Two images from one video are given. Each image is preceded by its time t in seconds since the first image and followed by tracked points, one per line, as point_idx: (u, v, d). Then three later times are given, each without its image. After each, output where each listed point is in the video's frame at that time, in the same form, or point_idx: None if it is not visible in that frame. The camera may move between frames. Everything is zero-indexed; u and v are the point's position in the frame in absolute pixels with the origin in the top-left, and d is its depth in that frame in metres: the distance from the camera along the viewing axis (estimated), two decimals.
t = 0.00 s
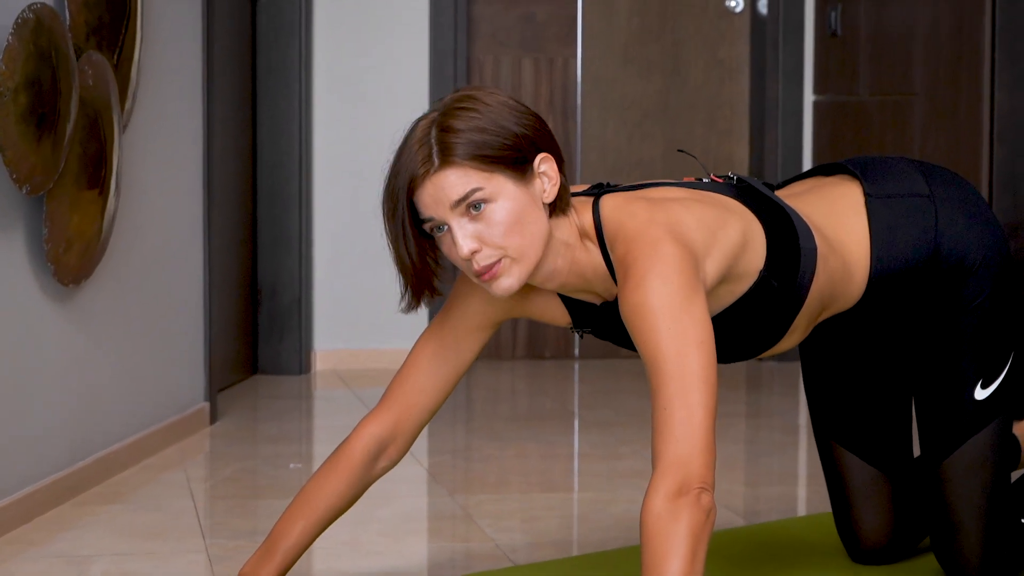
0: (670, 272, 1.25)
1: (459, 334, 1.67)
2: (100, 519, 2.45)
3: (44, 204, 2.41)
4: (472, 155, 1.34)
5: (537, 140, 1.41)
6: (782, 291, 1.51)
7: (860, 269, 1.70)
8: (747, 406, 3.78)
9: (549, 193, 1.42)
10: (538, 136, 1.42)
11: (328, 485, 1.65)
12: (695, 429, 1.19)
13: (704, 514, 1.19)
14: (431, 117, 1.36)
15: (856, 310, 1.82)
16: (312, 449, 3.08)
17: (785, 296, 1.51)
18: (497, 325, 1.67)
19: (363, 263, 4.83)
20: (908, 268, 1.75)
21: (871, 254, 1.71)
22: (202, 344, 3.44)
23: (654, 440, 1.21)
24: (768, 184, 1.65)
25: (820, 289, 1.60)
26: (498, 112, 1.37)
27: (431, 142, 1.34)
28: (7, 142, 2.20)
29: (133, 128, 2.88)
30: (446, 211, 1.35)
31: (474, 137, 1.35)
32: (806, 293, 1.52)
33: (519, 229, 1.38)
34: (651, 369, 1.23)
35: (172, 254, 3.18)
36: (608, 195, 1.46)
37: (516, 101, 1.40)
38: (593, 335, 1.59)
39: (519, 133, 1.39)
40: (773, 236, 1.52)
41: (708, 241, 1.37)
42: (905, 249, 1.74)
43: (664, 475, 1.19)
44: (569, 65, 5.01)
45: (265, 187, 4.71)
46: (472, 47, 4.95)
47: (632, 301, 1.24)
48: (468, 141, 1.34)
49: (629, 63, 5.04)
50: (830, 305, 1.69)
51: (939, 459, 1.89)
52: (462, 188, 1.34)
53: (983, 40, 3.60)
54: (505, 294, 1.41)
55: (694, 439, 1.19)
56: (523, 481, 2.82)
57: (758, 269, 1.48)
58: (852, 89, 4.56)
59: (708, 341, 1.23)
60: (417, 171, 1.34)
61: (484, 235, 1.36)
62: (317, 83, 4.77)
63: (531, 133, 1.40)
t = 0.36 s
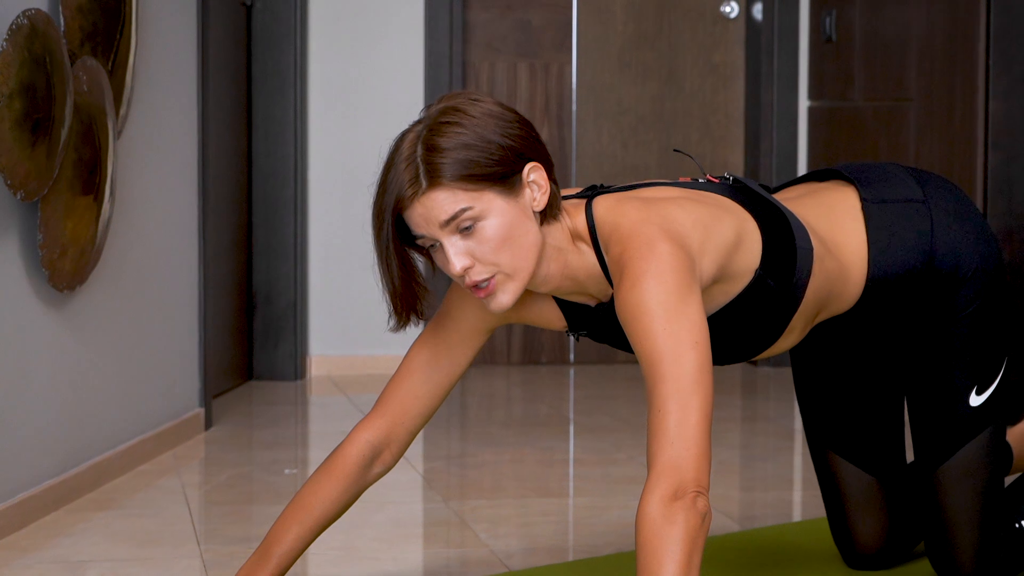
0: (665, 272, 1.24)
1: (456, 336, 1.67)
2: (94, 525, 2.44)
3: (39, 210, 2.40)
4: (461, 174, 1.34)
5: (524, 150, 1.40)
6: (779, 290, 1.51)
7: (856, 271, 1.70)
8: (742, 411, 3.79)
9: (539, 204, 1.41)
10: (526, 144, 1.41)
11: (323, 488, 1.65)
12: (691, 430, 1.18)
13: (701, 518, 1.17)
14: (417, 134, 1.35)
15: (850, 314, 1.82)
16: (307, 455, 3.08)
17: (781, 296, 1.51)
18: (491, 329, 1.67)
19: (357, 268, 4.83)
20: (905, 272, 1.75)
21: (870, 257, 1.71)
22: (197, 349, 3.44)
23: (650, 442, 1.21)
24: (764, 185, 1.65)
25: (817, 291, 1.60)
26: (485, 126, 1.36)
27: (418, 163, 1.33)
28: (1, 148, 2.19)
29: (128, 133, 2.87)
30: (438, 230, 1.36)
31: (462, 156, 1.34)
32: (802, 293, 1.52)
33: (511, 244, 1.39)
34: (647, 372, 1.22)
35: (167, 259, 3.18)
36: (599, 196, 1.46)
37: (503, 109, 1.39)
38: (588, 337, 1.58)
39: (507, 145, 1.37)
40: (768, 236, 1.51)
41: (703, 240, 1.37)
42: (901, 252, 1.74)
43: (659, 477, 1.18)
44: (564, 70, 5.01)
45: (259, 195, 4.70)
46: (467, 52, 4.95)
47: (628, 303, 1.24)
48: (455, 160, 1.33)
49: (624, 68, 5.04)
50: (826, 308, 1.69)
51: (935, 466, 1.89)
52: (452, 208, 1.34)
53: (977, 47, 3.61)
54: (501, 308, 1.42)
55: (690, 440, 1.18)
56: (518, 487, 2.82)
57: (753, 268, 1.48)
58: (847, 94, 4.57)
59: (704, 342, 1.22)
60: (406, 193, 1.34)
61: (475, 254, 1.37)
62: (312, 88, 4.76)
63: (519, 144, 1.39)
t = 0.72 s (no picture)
0: (669, 284, 1.25)
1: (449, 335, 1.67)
2: (92, 526, 2.45)
3: (36, 210, 2.40)
4: (457, 204, 1.33)
5: (517, 173, 1.39)
6: (773, 300, 1.51)
7: (847, 274, 1.70)
8: (740, 411, 3.79)
9: (535, 229, 1.41)
10: (519, 165, 1.40)
11: (310, 485, 1.63)
12: (717, 433, 1.18)
13: (733, 520, 1.17)
14: (411, 164, 1.34)
15: (842, 319, 1.82)
16: (305, 456, 3.08)
17: (775, 305, 1.51)
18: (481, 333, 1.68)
19: (355, 267, 4.83)
20: (895, 274, 1.75)
21: (859, 258, 1.71)
22: (195, 350, 3.44)
23: (673, 448, 1.20)
24: (752, 188, 1.65)
25: (809, 295, 1.60)
26: (477, 153, 1.35)
27: (414, 194, 1.32)
28: None
29: (126, 134, 2.87)
30: (437, 261, 1.35)
31: (457, 185, 1.33)
32: (795, 298, 1.52)
33: (510, 270, 1.39)
34: (662, 381, 1.22)
35: (165, 260, 3.18)
36: (595, 212, 1.46)
37: (494, 130, 1.37)
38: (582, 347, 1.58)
39: (500, 170, 1.37)
40: (761, 243, 1.51)
41: (701, 252, 1.37)
42: (891, 254, 1.74)
43: (692, 480, 1.17)
44: (562, 70, 5.01)
45: (258, 195, 4.71)
46: (465, 52, 4.95)
47: (633, 317, 1.24)
48: (451, 190, 1.32)
49: (622, 67, 5.04)
50: (818, 311, 1.69)
51: (927, 466, 1.89)
52: (450, 239, 1.34)
53: (974, 47, 3.62)
54: (501, 332, 1.43)
55: (717, 442, 1.18)
56: (516, 488, 2.82)
57: (748, 280, 1.48)
58: (845, 93, 4.57)
59: (715, 348, 1.22)
60: (402, 225, 1.33)
61: (475, 282, 1.37)
62: (310, 88, 4.76)
63: (512, 167, 1.38)
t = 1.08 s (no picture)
0: (671, 280, 1.25)
1: (454, 334, 1.67)
2: (93, 517, 2.45)
3: (35, 202, 2.40)
4: (458, 209, 1.33)
5: (517, 179, 1.39)
6: (774, 294, 1.51)
7: (849, 266, 1.70)
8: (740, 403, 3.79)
9: (536, 235, 1.42)
10: (519, 171, 1.41)
11: (313, 479, 1.64)
12: (719, 428, 1.18)
13: (738, 514, 1.17)
14: (410, 171, 1.34)
15: (843, 310, 1.82)
16: (305, 447, 3.08)
17: (776, 299, 1.51)
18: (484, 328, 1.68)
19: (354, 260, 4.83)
20: (897, 265, 1.75)
21: (861, 250, 1.71)
22: (195, 342, 3.44)
23: (677, 445, 1.20)
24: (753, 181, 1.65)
25: (812, 287, 1.60)
26: (477, 159, 1.35)
27: (414, 200, 1.32)
28: None
29: (125, 126, 2.87)
30: (437, 266, 1.35)
31: (457, 189, 1.33)
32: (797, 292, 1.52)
33: (510, 275, 1.39)
34: (666, 377, 1.22)
35: (164, 252, 3.17)
36: (595, 210, 1.46)
37: (492, 138, 1.38)
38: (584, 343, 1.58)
39: (500, 175, 1.37)
40: (762, 238, 1.51)
41: (702, 247, 1.37)
42: (894, 245, 1.74)
43: (697, 476, 1.17)
44: (561, 62, 5.01)
45: (259, 188, 4.70)
46: (464, 44, 4.94)
47: (636, 314, 1.24)
48: (451, 195, 1.33)
49: (621, 60, 5.04)
50: (820, 303, 1.69)
51: (929, 456, 1.90)
52: (451, 244, 1.34)
53: (974, 40, 3.62)
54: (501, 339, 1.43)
55: (721, 437, 1.18)
56: (516, 479, 2.82)
57: (748, 275, 1.48)
58: (845, 86, 4.57)
59: (717, 342, 1.22)
60: (402, 231, 1.33)
61: (476, 287, 1.37)
62: (309, 80, 4.76)
63: (512, 173, 1.39)
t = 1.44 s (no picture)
0: (670, 274, 1.24)
1: (457, 331, 1.66)
2: (96, 514, 2.44)
3: (38, 199, 2.40)
4: (465, 187, 1.33)
5: (525, 161, 1.40)
6: (776, 292, 1.51)
7: (858, 259, 1.70)
8: (743, 399, 3.79)
9: (542, 216, 1.42)
10: (527, 154, 1.41)
11: (318, 475, 1.64)
12: (715, 423, 1.18)
13: (733, 509, 1.17)
14: (418, 150, 1.34)
15: (853, 302, 1.82)
16: (308, 444, 3.08)
17: (779, 297, 1.51)
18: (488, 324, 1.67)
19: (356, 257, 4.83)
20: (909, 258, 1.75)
21: (873, 242, 1.71)
22: (197, 339, 3.44)
23: (675, 439, 1.20)
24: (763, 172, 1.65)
25: (821, 280, 1.60)
26: (486, 139, 1.36)
27: (422, 177, 1.33)
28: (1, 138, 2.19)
29: (127, 121, 2.86)
30: (443, 246, 1.35)
31: (465, 168, 1.33)
32: (801, 289, 1.52)
33: (516, 256, 1.39)
34: (663, 372, 1.22)
35: (167, 248, 3.17)
36: (600, 201, 1.46)
37: (503, 121, 1.38)
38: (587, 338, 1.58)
39: (509, 157, 1.37)
40: (766, 233, 1.51)
41: (703, 242, 1.37)
42: (906, 237, 1.74)
43: (692, 471, 1.17)
44: (563, 59, 5.01)
45: (261, 185, 4.70)
46: (467, 41, 4.94)
47: (634, 307, 1.24)
48: (459, 173, 1.33)
49: (622, 57, 5.04)
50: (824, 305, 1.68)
51: (934, 450, 1.89)
52: (458, 222, 1.34)
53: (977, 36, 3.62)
54: (506, 320, 1.42)
55: (717, 432, 1.18)
56: (519, 475, 2.82)
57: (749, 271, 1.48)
58: (847, 82, 4.57)
59: (716, 337, 1.22)
60: (410, 208, 1.33)
61: (482, 267, 1.37)
62: (311, 78, 4.76)
63: (520, 156, 1.39)
